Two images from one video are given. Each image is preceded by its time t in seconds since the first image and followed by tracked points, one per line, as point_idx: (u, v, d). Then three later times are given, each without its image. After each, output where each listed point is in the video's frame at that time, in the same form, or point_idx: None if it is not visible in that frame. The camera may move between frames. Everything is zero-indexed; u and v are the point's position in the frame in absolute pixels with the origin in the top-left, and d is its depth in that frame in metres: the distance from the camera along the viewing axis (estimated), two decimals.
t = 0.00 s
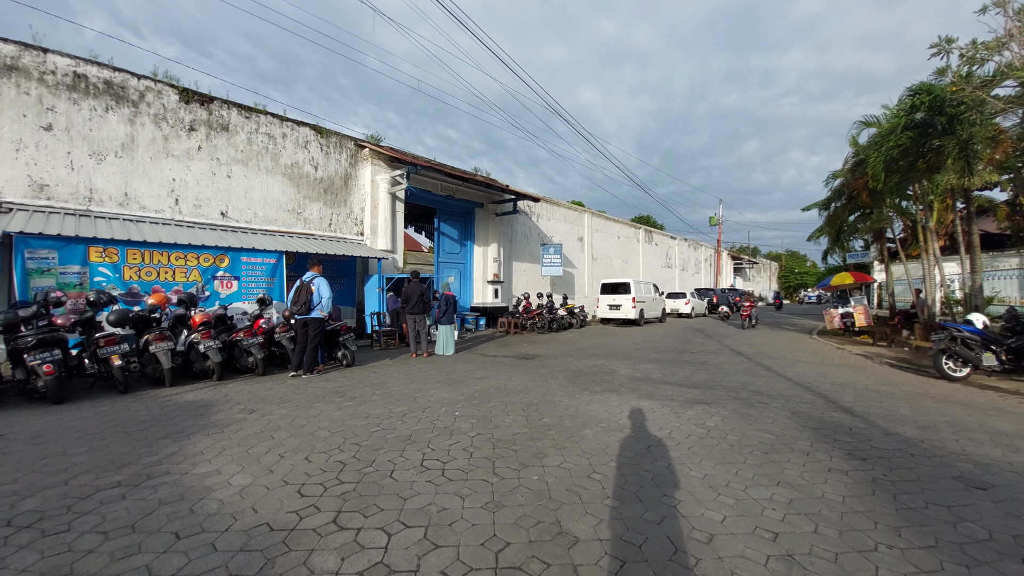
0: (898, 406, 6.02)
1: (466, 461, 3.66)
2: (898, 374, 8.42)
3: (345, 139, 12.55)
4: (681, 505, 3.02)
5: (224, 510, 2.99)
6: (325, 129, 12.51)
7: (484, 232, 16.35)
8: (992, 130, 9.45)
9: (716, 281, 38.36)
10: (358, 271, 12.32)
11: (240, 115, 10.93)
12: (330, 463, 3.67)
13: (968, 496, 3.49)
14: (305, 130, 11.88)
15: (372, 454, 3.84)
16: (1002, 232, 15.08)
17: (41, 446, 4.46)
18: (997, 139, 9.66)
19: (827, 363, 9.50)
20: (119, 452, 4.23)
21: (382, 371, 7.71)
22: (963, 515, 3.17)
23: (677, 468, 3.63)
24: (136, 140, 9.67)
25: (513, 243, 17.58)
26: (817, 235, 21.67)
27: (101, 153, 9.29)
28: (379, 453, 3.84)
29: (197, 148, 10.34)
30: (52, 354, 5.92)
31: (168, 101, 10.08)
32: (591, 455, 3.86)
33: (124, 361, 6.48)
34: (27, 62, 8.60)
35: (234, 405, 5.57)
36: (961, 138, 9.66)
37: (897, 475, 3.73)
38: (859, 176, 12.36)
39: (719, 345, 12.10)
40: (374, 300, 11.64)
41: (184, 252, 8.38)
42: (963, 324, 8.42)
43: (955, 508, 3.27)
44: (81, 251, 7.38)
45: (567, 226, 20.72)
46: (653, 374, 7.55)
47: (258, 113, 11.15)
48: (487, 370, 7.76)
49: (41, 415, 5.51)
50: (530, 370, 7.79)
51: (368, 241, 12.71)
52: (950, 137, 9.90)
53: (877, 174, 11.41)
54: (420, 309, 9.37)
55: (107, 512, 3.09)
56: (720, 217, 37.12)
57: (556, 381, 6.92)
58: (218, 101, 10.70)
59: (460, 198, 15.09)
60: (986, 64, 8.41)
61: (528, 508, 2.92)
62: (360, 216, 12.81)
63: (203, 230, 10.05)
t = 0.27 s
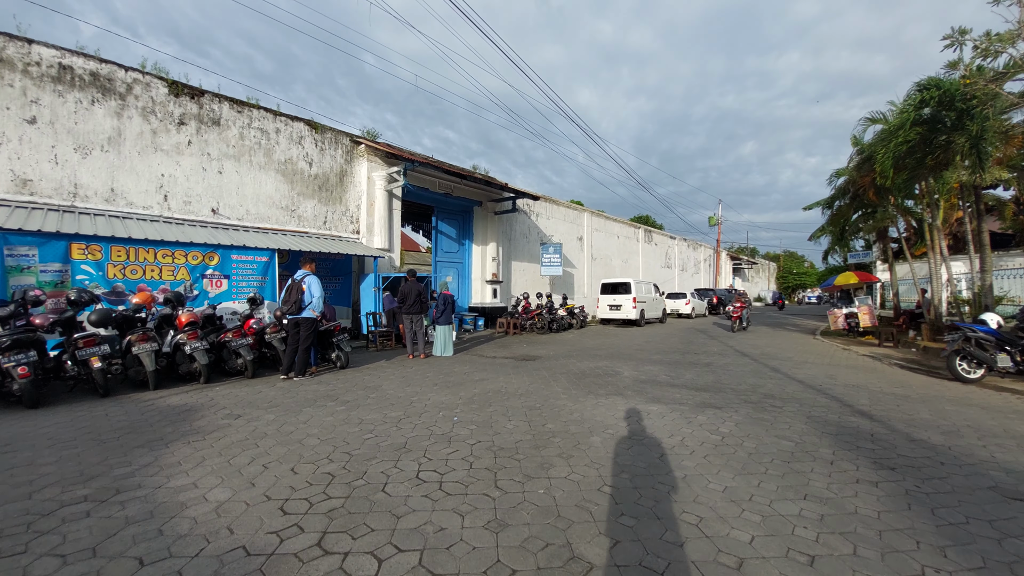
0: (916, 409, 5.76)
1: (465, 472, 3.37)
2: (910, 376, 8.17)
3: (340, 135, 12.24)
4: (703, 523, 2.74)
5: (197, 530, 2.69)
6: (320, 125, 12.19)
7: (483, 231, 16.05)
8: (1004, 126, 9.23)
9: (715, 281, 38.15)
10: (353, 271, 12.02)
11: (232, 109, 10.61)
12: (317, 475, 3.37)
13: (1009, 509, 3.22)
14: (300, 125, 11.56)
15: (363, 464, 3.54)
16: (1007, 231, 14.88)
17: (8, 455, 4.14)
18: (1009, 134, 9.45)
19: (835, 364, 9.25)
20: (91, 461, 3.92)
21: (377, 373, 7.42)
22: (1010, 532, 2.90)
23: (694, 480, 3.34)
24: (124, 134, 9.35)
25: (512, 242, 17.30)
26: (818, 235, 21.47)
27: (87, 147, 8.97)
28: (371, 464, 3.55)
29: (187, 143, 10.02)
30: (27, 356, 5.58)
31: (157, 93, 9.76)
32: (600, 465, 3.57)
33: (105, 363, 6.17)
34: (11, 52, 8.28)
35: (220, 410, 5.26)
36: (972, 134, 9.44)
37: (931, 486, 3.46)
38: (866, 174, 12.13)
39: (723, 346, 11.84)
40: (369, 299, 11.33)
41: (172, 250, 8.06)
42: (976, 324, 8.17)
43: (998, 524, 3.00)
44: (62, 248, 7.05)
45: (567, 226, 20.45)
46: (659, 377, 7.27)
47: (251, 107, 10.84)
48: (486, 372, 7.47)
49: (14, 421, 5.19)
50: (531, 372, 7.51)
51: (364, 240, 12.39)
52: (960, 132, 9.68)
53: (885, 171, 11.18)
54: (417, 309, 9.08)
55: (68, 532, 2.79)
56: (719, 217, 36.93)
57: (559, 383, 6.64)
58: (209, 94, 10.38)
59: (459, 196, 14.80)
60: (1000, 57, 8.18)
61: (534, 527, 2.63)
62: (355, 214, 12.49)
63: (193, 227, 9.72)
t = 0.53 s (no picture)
0: (935, 414, 5.51)
1: (464, 490, 3.10)
2: (922, 378, 7.94)
3: (335, 131, 11.92)
4: (729, 550, 2.47)
5: (165, 561, 2.41)
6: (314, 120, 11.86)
7: (481, 229, 15.76)
8: (1016, 121, 9.02)
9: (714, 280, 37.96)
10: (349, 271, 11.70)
11: (223, 104, 10.29)
12: (303, 493, 3.09)
13: None
14: (293, 120, 11.24)
15: (354, 481, 3.26)
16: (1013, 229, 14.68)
17: None
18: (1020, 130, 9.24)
19: (844, 366, 9.01)
20: (61, 477, 3.63)
21: (372, 376, 7.13)
22: None
23: (714, 498, 3.08)
24: (110, 129, 9.03)
25: (511, 241, 17.02)
26: (820, 234, 21.26)
27: (71, 142, 8.64)
28: (362, 480, 3.27)
29: (176, 138, 9.71)
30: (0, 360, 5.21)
31: (144, 87, 9.43)
32: (611, 480, 3.30)
33: (84, 368, 5.86)
34: None
35: (204, 418, 4.97)
36: (983, 129, 9.22)
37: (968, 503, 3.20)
38: (872, 171, 11.90)
39: (727, 347, 11.60)
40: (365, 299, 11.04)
41: (158, 249, 7.74)
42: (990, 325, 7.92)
43: None
44: (43, 247, 6.72)
45: (566, 224, 20.16)
46: (665, 380, 7.00)
47: (242, 102, 10.51)
48: (485, 376, 7.19)
49: None
50: (532, 375, 7.23)
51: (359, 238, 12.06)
52: (971, 128, 9.46)
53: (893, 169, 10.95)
54: (413, 310, 8.79)
55: (23, 562, 2.51)
56: (718, 215, 36.71)
57: (561, 387, 6.37)
58: (199, 88, 10.07)
59: (456, 193, 14.50)
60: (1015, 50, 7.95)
61: (542, 557, 2.36)
62: (351, 212, 12.16)
63: (182, 225, 9.40)
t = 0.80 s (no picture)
0: (953, 418, 5.27)
1: (457, 506, 2.81)
2: (931, 379, 7.70)
3: (327, 125, 11.58)
4: None
5: None
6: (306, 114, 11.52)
7: (477, 228, 15.46)
8: None
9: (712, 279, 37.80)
10: (342, 269, 11.38)
11: (210, 96, 9.95)
12: (278, 511, 2.80)
13: None
14: (284, 114, 10.89)
15: (335, 496, 2.97)
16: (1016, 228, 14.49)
17: None
18: None
19: (850, 366, 8.76)
20: (17, 490, 3.32)
21: (363, 378, 6.82)
22: None
23: (731, 514, 2.80)
24: (91, 121, 8.68)
25: (508, 239, 16.73)
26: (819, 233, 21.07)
27: (51, 135, 8.30)
28: (345, 495, 2.97)
29: (161, 131, 9.37)
30: None
31: (127, 78, 9.08)
32: (618, 495, 3.02)
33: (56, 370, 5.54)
34: None
35: (181, 425, 4.66)
36: (992, 124, 9.01)
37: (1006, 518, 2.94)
38: (876, 168, 11.68)
39: (729, 346, 11.35)
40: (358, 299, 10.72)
41: (139, 245, 7.40)
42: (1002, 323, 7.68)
43: None
44: (16, 243, 6.39)
45: (564, 223, 19.88)
46: (668, 381, 6.74)
47: (231, 94, 10.18)
48: (481, 377, 6.90)
49: None
50: (530, 377, 6.95)
51: (353, 235, 11.71)
52: (979, 122, 9.25)
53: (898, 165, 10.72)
54: (407, 309, 8.49)
55: None
56: (716, 215, 36.53)
57: (561, 390, 6.09)
58: (185, 80, 9.73)
59: (452, 190, 14.19)
60: None
61: None
62: (343, 209, 11.82)
63: (167, 221, 9.06)
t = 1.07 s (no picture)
0: (975, 426, 4.99)
1: (446, 536, 2.50)
2: (944, 383, 7.44)
3: (319, 121, 11.24)
4: None
5: None
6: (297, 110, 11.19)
7: (474, 227, 15.14)
8: None
9: (711, 279, 37.58)
10: (335, 269, 11.06)
11: (197, 91, 9.63)
12: (244, 542, 2.49)
13: None
14: (274, 109, 10.56)
15: (310, 523, 2.66)
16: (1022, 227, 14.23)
17: None
18: None
19: (858, 369, 8.50)
20: None
21: (354, 383, 6.51)
22: None
23: (753, 542, 2.51)
24: (72, 116, 8.35)
25: (505, 239, 16.42)
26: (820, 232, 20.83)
27: (29, 130, 7.97)
28: (321, 522, 2.66)
29: (145, 126, 9.04)
30: None
31: (110, 71, 8.75)
32: (627, 519, 2.72)
33: (25, 377, 5.21)
34: None
35: (154, 437, 4.34)
36: (1003, 119, 8.77)
37: None
38: (882, 165, 11.43)
39: (732, 348, 11.08)
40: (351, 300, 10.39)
41: (119, 244, 7.07)
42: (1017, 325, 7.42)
43: None
44: None
45: (562, 222, 19.58)
46: (673, 386, 6.44)
47: (219, 89, 9.86)
48: (477, 382, 6.60)
49: None
50: (528, 382, 6.65)
51: (346, 235, 11.37)
52: (989, 118, 9.01)
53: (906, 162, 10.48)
54: (401, 311, 8.17)
55: None
56: (715, 215, 36.31)
57: (560, 396, 5.79)
58: (171, 73, 9.40)
59: (449, 189, 13.87)
60: None
61: None
62: (337, 207, 11.48)
63: (151, 220, 8.73)
